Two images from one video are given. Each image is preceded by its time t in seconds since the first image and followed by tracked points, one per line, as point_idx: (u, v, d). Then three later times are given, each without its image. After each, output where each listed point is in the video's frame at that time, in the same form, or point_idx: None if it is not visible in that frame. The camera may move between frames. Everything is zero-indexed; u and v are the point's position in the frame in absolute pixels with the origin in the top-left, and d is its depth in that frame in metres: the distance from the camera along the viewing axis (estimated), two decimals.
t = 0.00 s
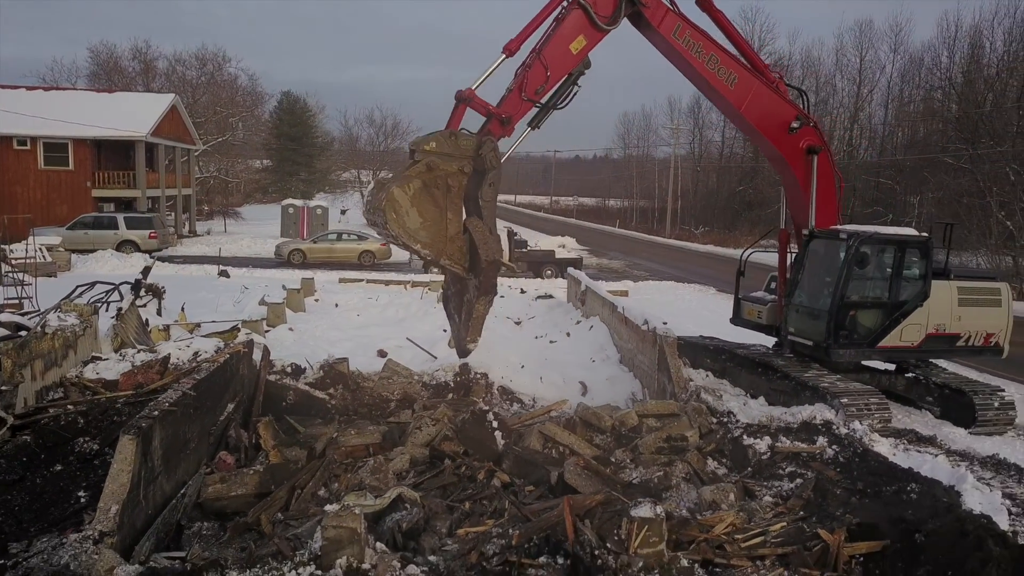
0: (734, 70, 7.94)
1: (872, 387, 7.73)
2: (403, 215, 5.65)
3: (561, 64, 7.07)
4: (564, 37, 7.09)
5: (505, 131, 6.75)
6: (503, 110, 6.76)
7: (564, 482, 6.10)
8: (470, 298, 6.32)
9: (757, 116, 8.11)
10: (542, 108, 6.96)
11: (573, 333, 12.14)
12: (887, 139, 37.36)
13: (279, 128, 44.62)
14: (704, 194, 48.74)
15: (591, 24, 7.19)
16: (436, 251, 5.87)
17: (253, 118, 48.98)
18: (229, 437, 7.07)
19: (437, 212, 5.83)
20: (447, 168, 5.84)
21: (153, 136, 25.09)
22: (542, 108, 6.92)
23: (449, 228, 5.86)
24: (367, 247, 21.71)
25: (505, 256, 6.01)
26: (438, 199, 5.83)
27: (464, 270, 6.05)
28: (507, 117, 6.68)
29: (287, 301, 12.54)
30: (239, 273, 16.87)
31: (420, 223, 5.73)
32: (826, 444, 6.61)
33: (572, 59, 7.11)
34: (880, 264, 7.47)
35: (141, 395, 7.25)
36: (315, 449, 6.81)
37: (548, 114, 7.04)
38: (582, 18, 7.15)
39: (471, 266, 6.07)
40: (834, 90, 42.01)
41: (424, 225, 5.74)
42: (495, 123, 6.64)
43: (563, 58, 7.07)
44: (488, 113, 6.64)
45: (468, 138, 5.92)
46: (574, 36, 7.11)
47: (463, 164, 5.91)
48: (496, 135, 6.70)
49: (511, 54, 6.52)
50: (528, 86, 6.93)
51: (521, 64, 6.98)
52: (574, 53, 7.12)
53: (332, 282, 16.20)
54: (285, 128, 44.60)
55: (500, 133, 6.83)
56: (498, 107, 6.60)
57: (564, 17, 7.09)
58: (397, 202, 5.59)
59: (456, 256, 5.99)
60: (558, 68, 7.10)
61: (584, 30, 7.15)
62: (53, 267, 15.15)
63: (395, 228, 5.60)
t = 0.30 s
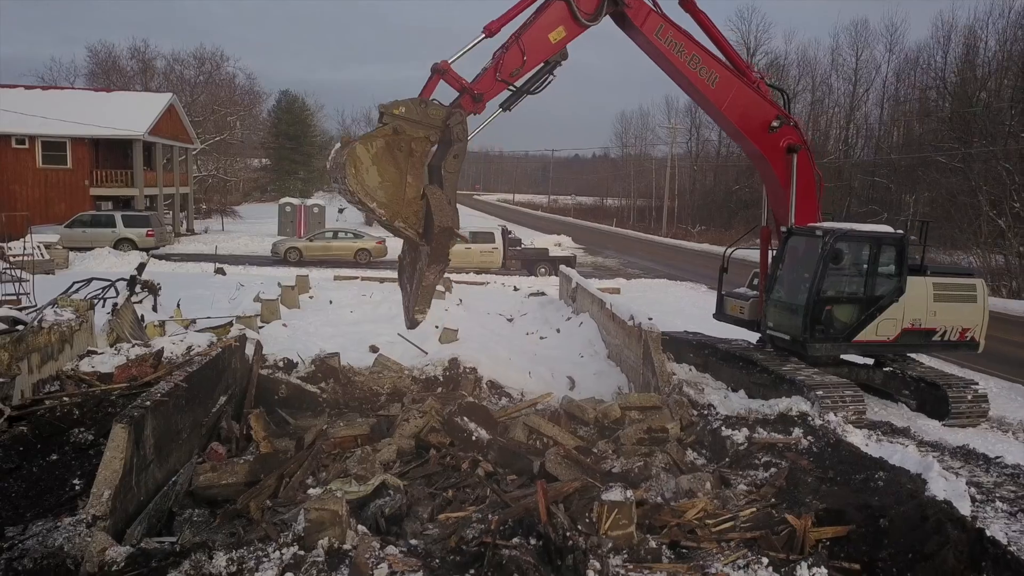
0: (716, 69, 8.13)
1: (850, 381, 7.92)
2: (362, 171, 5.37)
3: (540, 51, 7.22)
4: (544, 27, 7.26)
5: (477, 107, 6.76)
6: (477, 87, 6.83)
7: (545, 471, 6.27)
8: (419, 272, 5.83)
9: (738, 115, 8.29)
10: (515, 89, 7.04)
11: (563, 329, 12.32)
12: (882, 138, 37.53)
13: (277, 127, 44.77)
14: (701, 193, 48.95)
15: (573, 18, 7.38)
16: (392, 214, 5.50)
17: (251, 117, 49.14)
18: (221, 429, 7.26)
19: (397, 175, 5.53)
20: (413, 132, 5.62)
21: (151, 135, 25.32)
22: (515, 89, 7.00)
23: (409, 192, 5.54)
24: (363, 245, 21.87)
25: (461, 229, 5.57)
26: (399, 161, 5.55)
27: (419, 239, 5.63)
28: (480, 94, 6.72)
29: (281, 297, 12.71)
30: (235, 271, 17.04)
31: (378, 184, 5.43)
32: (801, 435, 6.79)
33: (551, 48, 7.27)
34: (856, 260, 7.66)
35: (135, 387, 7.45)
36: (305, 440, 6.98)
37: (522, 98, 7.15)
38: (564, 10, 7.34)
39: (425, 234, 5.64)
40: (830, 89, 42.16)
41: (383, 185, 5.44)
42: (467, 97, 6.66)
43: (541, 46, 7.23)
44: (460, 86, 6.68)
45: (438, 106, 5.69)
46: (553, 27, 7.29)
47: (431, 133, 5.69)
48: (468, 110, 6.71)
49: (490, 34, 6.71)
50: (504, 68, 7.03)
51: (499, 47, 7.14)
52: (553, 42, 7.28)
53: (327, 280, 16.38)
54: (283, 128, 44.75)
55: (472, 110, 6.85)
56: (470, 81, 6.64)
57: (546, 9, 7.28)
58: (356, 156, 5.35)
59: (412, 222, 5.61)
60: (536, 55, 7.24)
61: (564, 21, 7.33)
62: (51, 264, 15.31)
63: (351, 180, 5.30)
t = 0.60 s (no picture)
0: (700, 70, 8.28)
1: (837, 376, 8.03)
2: (327, 131, 5.70)
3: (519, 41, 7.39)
4: (526, 18, 7.43)
5: (450, 87, 6.92)
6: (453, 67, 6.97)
7: (533, 463, 6.39)
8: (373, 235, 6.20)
9: (723, 115, 8.43)
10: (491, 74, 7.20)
11: (556, 326, 12.44)
12: (879, 137, 37.68)
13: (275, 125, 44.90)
14: (699, 192, 49.05)
15: (555, 14, 7.59)
16: (350, 175, 5.82)
17: (250, 115, 49.27)
18: (215, 423, 7.40)
19: (360, 138, 5.87)
20: (381, 100, 6.02)
21: (150, 133, 25.45)
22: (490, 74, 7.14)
23: (371, 156, 5.90)
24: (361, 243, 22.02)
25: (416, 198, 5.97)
26: (364, 125, 5.91)
27: (374, 202, 5.96)
28: (455, 73, 6.89)
29: (277, 294, 12.84)
30: (233, 268, 17.17)
31: (342, 145, 5.77)
32: (785, 429, 6.92)
33: (530, 39, 7.44)
34: (839, 258, 7.79)
35: (131, 380, 7.60)
36: (297, 433, 7.12)
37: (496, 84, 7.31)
38: (547, 5, 7.53)
39: (381, 200, 5.98)
40: (827, 88, 42.30)
41: (346, 148, 5.78)
42: (442, 75, 6.80)
43: (521, 36, 7.41)
44: (436, 65, 6.84)
45: (410, 78, 6.14)
46: (535, 19, 7.46)
47: (399, 104, 6.10)
48: (441, 88, 6.83)
49: (470, 17, 6.91)
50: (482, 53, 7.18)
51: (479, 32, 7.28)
52: (532, 35, 7.45)
53: (323, 277, 16.51)
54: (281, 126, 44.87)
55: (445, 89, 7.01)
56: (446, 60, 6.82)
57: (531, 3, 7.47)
58: (323, 115, 5.68)
59: (370, 187, 5.93)
60: (514, 44, 7.41)
61: (545, 15, 7.50)
62: (50, 261, 15.41)
63: (315, 138, 5.61)
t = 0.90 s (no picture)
0: (703, 71, 8.33)
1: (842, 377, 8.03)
2: (312, 85, 5.76)
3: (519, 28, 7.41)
4: (527, 7, 7.46)
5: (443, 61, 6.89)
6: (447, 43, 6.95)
7: (538, 462, 6.44)
8: (343, 199, 6.03)
9: (727, 116, 8.46)
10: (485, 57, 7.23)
11: (563, 326, 12.48)
12: (888, 138, 37.48)
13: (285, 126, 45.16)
14: (708, 193, 48.93)
15: (556, 6, 7.65)
16: (329, 133, 5.85)
17: (260, 116, 49.60)
18: (224, 421, 7.50)
19: (344, 98, 5.93)
20: (371, 65, 6.13)
21: (160, 134, 25.65)
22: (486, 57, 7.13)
23: (352, 117, 5.93)
24: (369, 243, 22.14)
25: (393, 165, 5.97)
26: (349, 86, 5.98)
27: (350, 163, 5.93)
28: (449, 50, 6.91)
29: (286, 294, 12.93)
30: (242, 268, 17.30)
31: (326, 103, 5.84)
32: (789, 429, 6.93)
33: (529, 29, 7.48)
34: (843, 258, 7.80)
35: (141, 379, 7.70)
36: (304, 431, 7.21)
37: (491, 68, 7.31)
38: None
39: (356, 160, 5.93)
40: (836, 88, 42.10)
41: (330, 106, 5.85)
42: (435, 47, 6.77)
43: (520, 24, 7.43)
44: (431, 40, 6.83)
45: (404, 47, 6.25)
46: (536, 9, 7.50)
47: (389, 71, 6.20)
48: (433, 59, 6.81)
49: None
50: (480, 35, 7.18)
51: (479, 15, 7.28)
52: (532, 25, 7.49)
53: (331, 278, 16.61)
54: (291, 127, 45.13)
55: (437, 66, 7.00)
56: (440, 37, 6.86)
57: None
58: (311, 69, 5.75)
59: (347, 146, 5.91)
60: (513, 32, 7.44)
61: (547, 7, 7.56)
62: (62, 261, 15.57)
63: (301, 90, 5.68)
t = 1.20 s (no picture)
0: (717, 71, 8.30)
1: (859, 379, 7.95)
2: (316, 40, 5.67)
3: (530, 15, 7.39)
4: None
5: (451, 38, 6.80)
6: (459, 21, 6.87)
7: (552, 461, 6.44)
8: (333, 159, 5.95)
9: (742, 116, 8.41)
10: (494, 39, 7.18)
11: (578, 326, 12.47)
12: (907, 137, 37.06)
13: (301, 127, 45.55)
14: (724, 192, 48.58)
15: None
16: (327, 90, 5.75)
17: (277, 117, 50.07)
18: (241, 419, 7.58)
19: (347, 58, 5.87)
20: (376, 29, 6.08)
21: (178, 134, 25.95)
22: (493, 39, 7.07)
23: (351, 79, 5.88)
24: (385, 243, 22.26)
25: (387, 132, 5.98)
26: (353, 47, 5.91)
27: (345, 124, 5.85)
28: (457, 27, 6.83)
29: (303, 294, 13.04)
30: (259, 268, 17.45)
31: (328, 61, 5.77)
32: (805, 430, 6.89)
33: (541, 16, 7.44)
34: (860, 258, 7.72)
35: (160, 377, 7.81)
36: (320, 429, 7.27)
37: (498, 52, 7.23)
38: None
39: (350, 122, 5.85)
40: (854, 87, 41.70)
41: (332, 65, 5.78)
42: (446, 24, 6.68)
43: (533, 12, 7.41)
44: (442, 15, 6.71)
45: (411, 18, 6.28)
46: None
47: (394, 40, 6.20)
48: (442, 35, 6.72)
49: None
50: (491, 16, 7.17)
51: None
52: (544, 14, 7.44)
53: (347, 277, 16.72)
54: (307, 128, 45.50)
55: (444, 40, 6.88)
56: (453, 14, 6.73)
57: None
58: (315, 24, 5.68)
59: (343, 106, 5.84)
60: (524, 19, 7.42)
61: None
62: (82, 260, 15.79)
63: (305, 44, 5.58)
